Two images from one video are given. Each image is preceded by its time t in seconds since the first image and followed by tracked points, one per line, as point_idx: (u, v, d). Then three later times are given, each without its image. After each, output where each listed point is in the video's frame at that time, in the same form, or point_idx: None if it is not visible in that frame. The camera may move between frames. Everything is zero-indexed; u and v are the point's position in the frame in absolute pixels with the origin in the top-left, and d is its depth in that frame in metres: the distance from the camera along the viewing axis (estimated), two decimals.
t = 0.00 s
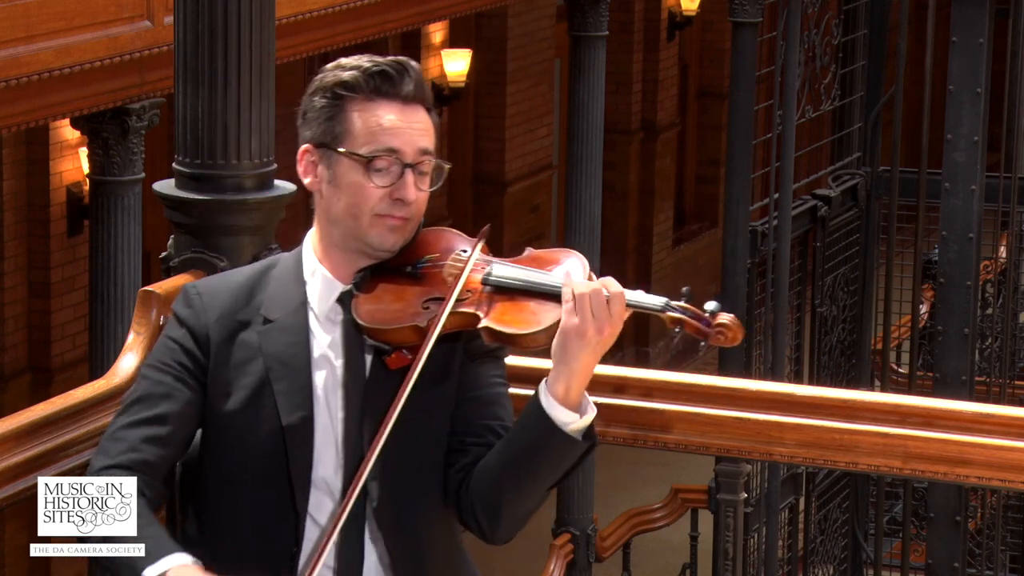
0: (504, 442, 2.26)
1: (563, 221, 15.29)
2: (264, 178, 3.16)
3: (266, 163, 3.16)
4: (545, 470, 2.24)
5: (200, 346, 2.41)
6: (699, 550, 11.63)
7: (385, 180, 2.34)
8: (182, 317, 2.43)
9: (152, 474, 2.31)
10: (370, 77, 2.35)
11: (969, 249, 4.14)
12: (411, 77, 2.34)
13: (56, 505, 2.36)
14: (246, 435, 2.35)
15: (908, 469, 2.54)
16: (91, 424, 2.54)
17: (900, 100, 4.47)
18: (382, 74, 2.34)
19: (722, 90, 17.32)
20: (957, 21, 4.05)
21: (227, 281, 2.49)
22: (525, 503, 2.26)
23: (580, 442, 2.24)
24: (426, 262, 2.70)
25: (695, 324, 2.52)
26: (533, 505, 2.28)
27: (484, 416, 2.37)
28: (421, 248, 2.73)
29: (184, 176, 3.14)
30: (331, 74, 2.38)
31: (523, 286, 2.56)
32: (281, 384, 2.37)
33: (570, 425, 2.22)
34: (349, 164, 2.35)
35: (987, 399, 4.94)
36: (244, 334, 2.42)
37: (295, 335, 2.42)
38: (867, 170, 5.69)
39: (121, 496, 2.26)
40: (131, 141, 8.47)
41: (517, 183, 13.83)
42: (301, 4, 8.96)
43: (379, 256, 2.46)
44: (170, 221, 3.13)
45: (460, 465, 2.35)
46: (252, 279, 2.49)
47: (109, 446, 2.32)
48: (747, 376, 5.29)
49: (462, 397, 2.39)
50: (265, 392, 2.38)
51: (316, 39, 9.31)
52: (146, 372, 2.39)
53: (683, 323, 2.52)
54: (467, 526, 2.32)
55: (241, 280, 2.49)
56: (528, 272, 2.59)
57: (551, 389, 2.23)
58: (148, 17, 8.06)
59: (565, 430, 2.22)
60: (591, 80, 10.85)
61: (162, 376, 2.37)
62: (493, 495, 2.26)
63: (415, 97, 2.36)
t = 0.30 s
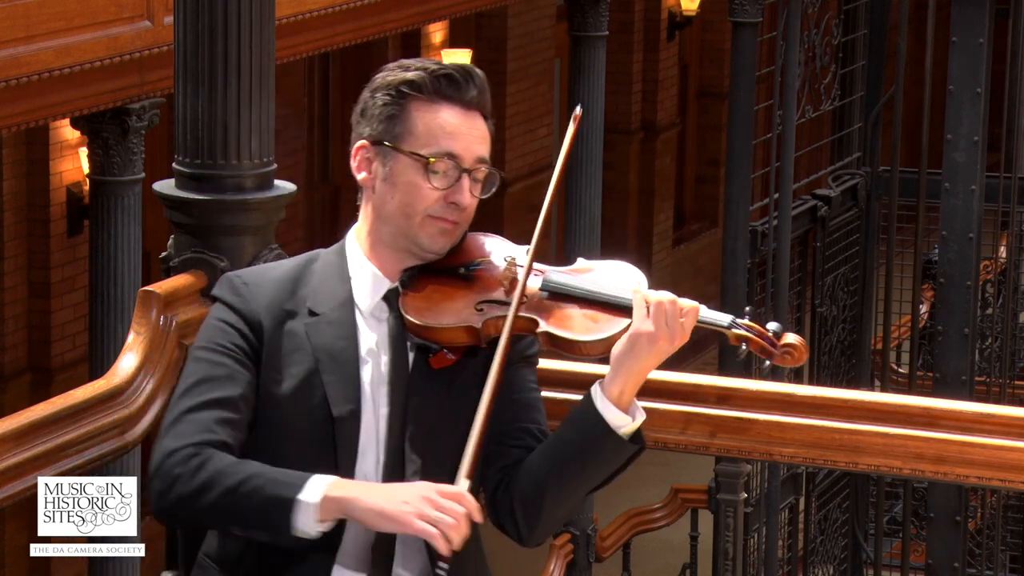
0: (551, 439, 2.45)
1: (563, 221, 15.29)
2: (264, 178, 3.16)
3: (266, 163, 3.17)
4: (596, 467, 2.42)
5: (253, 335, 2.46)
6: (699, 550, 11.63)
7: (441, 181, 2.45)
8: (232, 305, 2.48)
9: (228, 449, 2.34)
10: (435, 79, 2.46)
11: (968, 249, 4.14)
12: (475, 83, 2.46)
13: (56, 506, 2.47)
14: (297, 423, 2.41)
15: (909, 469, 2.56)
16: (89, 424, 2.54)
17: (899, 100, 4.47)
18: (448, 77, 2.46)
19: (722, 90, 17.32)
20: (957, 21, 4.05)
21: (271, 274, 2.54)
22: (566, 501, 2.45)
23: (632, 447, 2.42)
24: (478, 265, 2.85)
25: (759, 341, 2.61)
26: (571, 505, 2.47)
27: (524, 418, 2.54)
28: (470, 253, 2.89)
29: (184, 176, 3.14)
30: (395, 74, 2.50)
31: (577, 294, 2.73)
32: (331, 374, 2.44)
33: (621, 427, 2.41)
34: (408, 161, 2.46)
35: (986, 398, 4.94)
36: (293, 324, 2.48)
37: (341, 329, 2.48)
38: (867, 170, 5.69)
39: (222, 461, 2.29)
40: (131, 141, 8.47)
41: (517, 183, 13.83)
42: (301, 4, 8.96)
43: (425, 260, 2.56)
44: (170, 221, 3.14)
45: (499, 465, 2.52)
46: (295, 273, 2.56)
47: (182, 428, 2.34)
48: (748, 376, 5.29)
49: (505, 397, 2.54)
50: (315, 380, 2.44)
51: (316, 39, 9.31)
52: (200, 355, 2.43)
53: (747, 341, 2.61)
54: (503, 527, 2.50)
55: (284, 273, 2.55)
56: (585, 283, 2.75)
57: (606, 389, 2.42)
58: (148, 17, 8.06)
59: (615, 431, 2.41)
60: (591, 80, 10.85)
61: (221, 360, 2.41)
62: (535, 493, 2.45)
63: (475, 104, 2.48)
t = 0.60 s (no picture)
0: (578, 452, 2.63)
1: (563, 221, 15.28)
2: (264, 178, 3.16)
3: (266, 163, 3.16)
4: (626, 477, 2.60)
5: (288, 341, 2.58)
6: (699, 550, 11.64)
7: (472, 202, 2.53)
8: (264, 311, 2.60)
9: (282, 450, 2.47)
10: (468, 98, 2.54)
11: (968, 249, 4.13)
12: (507, 103, 2.54)
13: (56, 506, 2.48)
14: (330, 430, 2.55)
15: (908, 469, 2.60)
16: (90, 424, 2.55)
17: (899, 100, 4.47)
18: (481, 97, 2.53)
19: (722, 90, 17.31)
20: (957, 21, 4.05)
21: (297, 279, 2.66)
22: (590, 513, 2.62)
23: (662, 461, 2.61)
24: (507, 280, 2.91)
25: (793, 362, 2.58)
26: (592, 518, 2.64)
27: (547, 431, 2.70)
28: (492, 264, 2.94)
29: (183, 176, 3.13)
30: (428, 90, 2.57)
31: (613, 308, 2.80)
32: (362, 384, 2.57)
33: (652, 445, 2.60)
34: (439, 182, 2.53)
35: (986, 399, 4.94)
36: (322, 331, 2.60)
37: (368, 338, 2.60)
38: (867, 170, 5.69)
39: (284, 460, 2.41)
40: (131, 141, 8.47)
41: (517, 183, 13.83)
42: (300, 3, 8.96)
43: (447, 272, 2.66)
44: (170, 221, 3.15)
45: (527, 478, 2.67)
46: (318, 278, 2.68)
47: (235, 434, 2.45)
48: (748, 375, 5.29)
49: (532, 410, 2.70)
50: (347, 388, 2.57)
51: (315, 39, 9.31)
52: (238, 360, 2.54)
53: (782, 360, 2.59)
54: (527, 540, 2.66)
55: (309, 280, 2.67)
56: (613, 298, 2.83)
57: (640, 408, 2.60)
58: (148, 17, 8.06)
59: (647, 449, 2.59)
60: (591, 80, 10.85)
61: (261, 365, 2.53)
62: (564, 503, 2.62)
63: (507, 122, 2.56)
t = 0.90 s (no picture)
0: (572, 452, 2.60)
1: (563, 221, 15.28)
2: (264, 178, 3.16)
3: (266, 163, 3.16)
4: (623, 480, 2.55)
5: (281, 334, 2.58)
6: (699, 550, 11.65)
7: (448, 214, 2.51)
8: (255, 307, 2.59)
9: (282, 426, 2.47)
10: (434, 111, 2.50)
11: (968, 249, 4.13)
12: (472, 110, 2.50)
13: (56, 506, 2.48)
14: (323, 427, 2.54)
15: (909, 469, 2.60)
16: (90, 424, 2.55)
17: (899, 100, 4.46)
18: (446, 108, 2.50)
19: (722, 90, 17.31)
20: (958, 21, 4.05)
21: (285, 279, 2.65)
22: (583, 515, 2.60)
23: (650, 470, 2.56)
24: (492, 282, 2.88)
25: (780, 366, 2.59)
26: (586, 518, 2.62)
27: (538, 430, 2.70)
28: (478, 264, 2.92)
29: (184, 176, 3.13)
30: (393, 105, 2.53)
31: (592, 314, 2.77)
32: (354, 382, 2.57)
33: (643, 454, 2.54)
34: (412, 197, 2.51)
35: (986, 399, 4.94)
36: (313, 328, 2.59)
37: (359, 336, 2.60)
38: (867, 170, 5.70)
39: (275, 424, 2.41)
40: (131, 141, 8.47)
41: (517, 183, 13.83)
42: (301, 3, 8.96)
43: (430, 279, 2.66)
44: (170, 221, 3.15)
45: (518, 478, 2.68)
46: (305, 278, 2.67)
47: (240, 409, 2.46)
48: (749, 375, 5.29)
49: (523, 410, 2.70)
50: (340, 387, 2.57)
51: (316, 39, 9.31)
52: (235, 349, 2.54)
53: (768, 365, 2.58)
54: (521, 539, 2.65)
55: (296, 279, 2.66)
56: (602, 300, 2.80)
57: (630, 415, 2.54)
58: (148, 17, 8.06)
59: (635, 453, 2.54)
60: (591, 80, 10.86)
61: (257, 352, 2.53)
62: (556, 504, 2.60)
63: (477, 128, 2.52)
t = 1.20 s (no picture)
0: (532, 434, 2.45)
1: (563, 221, 15.28)
2: (264, 178, 3.15)
3: (265, 163, 3.16)
4: (583, 458, 2.40)
5: (231, 349, 2.44)
6: (699, 550, 11.65)
7: (370, 220, 2.36)
8: (203, 322, 2.45)
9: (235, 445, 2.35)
10: (334, 121, 2.35)
11: (968, 249, 4.14)
12: (372, 113, 2.34)
13: (56, 506, 2.48)
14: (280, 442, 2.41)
15: (909, 469, 2.58)
16: (90, 424, 2.55)
17: (899, 100, 4.47)
18: (345, 117, 2.34)
19: (722, 90, 17.32)
20: (958, 21, 4.05)
21: (234, 293, 2.51)
22: (554, 496, 2.44)
23: (606, 444, 2.41)
24: (435, 276, 2.70)
25: (722, 331, 2.58)
26: (559, 499, 2.47)
27: (502, 416, 2.55)
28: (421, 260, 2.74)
29: (184, 176, 3.14)
30: (293, 123, 2.38)
31: (537, 298, 2.59)
32: (308, 391, 2.43)
33: (597, 429, 2.40)
34: (331, 212, 2.37)
35: (986, 398, 4.94)
36: (265, 339, 2.45)
37: (312, 342, 2.46)
38: (867, 170, 5.71)
39: (220, 446, 2.30)
40: (131, 141, 8.47)
41: (517, 183, 13.83)
42: (301, 4, 8.96)
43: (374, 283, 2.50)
44: (171, 221, 3.15)
45: (486, 469, 2.53)
46: (256, 289, 2.52)
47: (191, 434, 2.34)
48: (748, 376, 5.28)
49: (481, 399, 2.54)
50: (294, 398, 2.44)
51: (316, 39, 9.31)
52: (186, 371, 2.41)
53: (712, 332, 2.57)
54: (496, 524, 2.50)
55: (247, 289, 2.52)
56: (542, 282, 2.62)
57: (577, 393, 2.39)
58: (148, 17, 8.05)
59: (593, 435, 2.39)
60: (591, 80, 10.86)
61: (205, 371, 2.39)
62: (524, 491, 2.45)
63: (382, 128, 2.35)
